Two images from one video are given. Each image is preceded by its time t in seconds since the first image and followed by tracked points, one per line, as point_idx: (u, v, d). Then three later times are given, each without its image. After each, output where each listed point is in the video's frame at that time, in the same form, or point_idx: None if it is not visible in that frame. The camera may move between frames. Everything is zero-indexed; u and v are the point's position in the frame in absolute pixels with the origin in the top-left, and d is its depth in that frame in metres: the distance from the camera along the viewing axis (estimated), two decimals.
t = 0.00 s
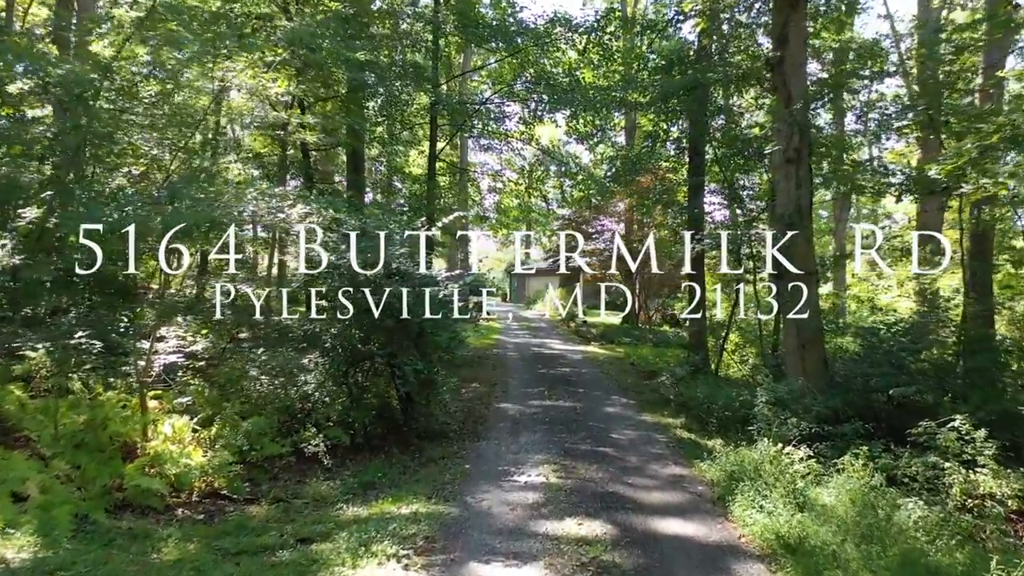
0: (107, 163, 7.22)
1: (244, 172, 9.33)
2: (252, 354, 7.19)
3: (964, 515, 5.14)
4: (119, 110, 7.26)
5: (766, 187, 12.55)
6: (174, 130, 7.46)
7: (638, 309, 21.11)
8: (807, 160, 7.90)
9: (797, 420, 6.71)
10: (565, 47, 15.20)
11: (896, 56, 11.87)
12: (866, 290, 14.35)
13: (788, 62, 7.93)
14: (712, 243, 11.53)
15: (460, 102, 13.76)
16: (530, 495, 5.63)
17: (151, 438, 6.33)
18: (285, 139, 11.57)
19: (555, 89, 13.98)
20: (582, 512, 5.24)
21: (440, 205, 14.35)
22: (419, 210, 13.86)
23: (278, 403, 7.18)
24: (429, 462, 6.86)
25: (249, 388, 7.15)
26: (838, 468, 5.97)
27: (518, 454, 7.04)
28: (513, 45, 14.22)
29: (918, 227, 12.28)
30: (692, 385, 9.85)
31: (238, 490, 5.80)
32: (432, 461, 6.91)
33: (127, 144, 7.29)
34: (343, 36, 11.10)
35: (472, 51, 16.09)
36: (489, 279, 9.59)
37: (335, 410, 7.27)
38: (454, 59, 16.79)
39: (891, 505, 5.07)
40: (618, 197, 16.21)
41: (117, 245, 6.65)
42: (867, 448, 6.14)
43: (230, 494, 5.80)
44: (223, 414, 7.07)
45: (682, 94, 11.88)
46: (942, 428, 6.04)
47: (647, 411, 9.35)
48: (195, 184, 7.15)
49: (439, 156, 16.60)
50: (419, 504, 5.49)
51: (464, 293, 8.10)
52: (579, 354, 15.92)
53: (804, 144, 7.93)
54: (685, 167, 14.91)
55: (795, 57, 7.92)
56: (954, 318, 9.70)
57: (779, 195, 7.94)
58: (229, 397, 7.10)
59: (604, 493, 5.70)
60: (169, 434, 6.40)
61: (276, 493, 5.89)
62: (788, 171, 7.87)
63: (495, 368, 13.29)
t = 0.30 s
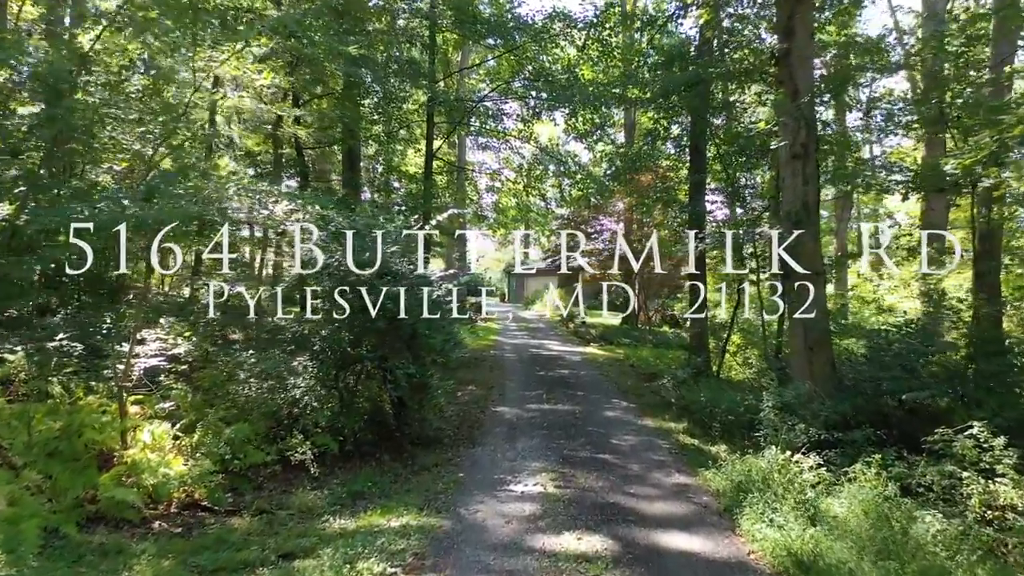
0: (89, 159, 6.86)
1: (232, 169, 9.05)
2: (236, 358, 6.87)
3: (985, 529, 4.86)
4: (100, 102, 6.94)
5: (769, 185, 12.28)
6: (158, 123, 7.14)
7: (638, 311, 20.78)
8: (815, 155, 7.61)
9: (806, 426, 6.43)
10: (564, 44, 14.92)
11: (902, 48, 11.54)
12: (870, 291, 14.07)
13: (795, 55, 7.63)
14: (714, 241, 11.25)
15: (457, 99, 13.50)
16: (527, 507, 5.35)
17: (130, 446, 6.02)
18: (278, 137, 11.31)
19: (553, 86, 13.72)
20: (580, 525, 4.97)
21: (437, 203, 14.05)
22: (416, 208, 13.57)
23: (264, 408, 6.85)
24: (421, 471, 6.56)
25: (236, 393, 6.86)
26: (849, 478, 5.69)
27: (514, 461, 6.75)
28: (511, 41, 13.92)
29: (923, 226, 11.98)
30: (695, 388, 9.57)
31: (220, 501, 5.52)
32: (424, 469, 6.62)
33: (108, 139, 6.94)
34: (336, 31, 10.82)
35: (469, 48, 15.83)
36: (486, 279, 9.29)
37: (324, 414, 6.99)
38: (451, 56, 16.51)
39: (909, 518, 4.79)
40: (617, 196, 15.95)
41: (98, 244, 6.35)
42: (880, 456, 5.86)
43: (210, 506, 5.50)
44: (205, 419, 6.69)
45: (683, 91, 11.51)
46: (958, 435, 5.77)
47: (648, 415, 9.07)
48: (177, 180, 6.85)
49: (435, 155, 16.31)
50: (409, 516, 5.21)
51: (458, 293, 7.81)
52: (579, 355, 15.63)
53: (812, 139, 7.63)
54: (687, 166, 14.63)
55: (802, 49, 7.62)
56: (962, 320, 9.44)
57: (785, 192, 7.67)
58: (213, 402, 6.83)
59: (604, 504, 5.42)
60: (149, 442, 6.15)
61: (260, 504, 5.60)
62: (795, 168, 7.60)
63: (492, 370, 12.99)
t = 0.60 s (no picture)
0: (62, 151, 6.35)
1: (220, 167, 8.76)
2: (219, 363, 6.51)
3: (1010, 543, 4.58)
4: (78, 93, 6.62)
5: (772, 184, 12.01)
6: (138, 114, 6.78)
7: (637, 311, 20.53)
8: (824, 150, 7.33)
9: (815, 433, 6.16)
10: (563, 40, 14.62)
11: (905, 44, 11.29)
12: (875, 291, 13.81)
13: (802, 46, 7.33)
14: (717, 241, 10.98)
15: (454, 96, 13.20)
16: (523, 519, 5.07)
17: (104, 455, 5.71)
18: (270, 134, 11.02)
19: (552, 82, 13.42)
20: (579, 539, 4.68)
21: (433, 203, 13.74)
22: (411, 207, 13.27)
23: (248, 415, 6.57)
24: (412, 479, 6.28)
25: (223, 398, 6.48)
26: (862, 487, 5.41)
27: (510, 469, 6.48)
28: (510, 38, 13.53)
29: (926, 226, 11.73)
30: (697, 391, 9.30)
31: (199, 513, 5.23)
32: (416, 477, 6.33)
33: (83, 131, 6.46)
34: (329, 25, 10.51)
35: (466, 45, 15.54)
36: (481, 279, 9.00)
37: (312, 421, 6.70)
38: (448, 53, 16.21)
39: (927, 531, 4.51)
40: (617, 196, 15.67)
41: (81, 237, 5.68)
42: (894, 465, 5.59)
43: (189, 518, 5.23)
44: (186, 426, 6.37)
45: (683, 86, 11.20)
46: (975, 443, 5.50)
47: (649, 419, 8.80)
48: (153, 174, 6.41)
49: (432, 153, 15.97)
50: (398, 529, 4.93)
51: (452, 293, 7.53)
52: (578, 357, 15.35)
53: (820, 132, 7.34)
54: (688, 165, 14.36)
55: (810, 39, 7.31)
56: (971, 322, 9.18)
57: (793, 188, 7.39)
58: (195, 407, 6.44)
59: (605, 516, 5.14)
60: (126, 451, 5.79)
61: (242, 517, 5.31)
62: (803, 163, 7.31)
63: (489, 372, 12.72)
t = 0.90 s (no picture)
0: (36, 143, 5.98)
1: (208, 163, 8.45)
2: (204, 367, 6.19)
3: None
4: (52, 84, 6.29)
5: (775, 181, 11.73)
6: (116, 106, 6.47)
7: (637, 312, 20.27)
8: (833, 144, 7.03)
9: (826, 441, 5.87)
10: (563, 36, 14.31)
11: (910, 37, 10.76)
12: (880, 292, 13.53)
13: (811, 35, 7.02)
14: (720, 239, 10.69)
15: (450, 93, 12.88)
16: (519, 534, 4.76)
17: (75, 465, 5.34)
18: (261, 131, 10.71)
19: (551, 79, 13.11)
20: (579, 556, 4.38)
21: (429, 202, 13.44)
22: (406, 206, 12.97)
23: (230, 422, 6.29)
24: (403, 489, 5.98)
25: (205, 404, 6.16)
26: (877, 498, 5.12)
27: (506, 477, 6.18)
28: (507, 34, 13.14)
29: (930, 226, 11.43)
30: (700, 395, 9.02)
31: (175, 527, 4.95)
32: (407, 487, 6.03)
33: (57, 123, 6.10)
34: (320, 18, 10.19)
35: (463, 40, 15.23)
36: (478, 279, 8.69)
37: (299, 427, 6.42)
38: (445, 49, 15.91)
39: (951, 546, 4.22)
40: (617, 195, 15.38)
41: (65, 237, 5.22)
42: (911, 475, 5.31)
43: (163, 533, 4.96)
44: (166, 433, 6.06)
45: (685, 81, 10.89)
46: (997, 452, 5.24)
47: (650, 423, 8.52)
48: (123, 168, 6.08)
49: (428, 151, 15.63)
50: (386, 545, 4.63)
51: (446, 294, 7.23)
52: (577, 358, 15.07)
53: (829, 125, 7.04)
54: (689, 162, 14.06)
55: (819, 28, 7.01)
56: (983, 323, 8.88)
57: (801, 183, 7.09)
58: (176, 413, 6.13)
59: (606, 530, 4.84)
60: (100, 459, 5.41)
61: (221, 531, 5.01)
62: (811, 158, 7.02)
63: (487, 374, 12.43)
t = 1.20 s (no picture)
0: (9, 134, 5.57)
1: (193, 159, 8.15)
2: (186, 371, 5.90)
3: None
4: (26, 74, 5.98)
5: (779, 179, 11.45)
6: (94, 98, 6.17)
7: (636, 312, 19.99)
8: (843, 137, 6.75)
9: (841, 448, 5.58)
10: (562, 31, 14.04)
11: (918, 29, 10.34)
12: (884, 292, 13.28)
13: (820, 23, 6.74)
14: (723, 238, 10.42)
15: (447, 89, 12.59)
16: (515, 550, 4.46)
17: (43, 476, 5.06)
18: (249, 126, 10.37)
19: (549, 75, 12.84)
20: None
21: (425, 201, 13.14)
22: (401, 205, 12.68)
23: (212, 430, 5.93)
24: (393, 499, 5.68)
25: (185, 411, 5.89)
26: (895, 510, 4.83)
27: (502, 487, 5.88)
28: (506, 29, 12.86)
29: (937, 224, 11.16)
30: (704, 398, 8.73)
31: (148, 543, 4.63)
32: (397, 497, 5.73)
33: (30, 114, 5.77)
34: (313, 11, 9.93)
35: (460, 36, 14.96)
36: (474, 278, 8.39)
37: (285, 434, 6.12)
38: (442, 45, 15.63)
39: (979, 564, 3.92)
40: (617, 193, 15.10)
41: (49, 235, 4.99)
42: (932, 486, 5.02)
43: (135, 549, 4.64)
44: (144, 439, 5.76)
45: (687, 76, 10.61)
46: None
47: (652, 428, 8.24)
48: (89, 161, 5.70)
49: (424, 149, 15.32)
50: (374, 562, 4.32)
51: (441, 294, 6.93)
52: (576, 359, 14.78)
53: (839, 117, 6.75)
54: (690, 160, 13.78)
55: (829, 17, 6.73)
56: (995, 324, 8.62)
57: (810, 178, 6.81)
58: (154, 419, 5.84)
59: (608, 545, 4.54)
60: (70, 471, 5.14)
61: (198, 546, 4.70)
62: (821, 152, 6.73)
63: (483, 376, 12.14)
